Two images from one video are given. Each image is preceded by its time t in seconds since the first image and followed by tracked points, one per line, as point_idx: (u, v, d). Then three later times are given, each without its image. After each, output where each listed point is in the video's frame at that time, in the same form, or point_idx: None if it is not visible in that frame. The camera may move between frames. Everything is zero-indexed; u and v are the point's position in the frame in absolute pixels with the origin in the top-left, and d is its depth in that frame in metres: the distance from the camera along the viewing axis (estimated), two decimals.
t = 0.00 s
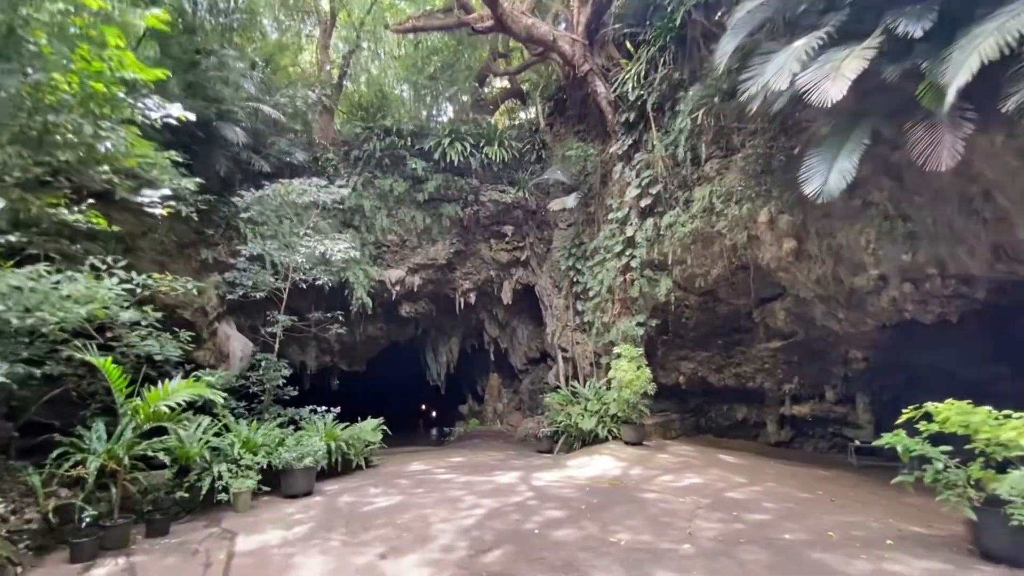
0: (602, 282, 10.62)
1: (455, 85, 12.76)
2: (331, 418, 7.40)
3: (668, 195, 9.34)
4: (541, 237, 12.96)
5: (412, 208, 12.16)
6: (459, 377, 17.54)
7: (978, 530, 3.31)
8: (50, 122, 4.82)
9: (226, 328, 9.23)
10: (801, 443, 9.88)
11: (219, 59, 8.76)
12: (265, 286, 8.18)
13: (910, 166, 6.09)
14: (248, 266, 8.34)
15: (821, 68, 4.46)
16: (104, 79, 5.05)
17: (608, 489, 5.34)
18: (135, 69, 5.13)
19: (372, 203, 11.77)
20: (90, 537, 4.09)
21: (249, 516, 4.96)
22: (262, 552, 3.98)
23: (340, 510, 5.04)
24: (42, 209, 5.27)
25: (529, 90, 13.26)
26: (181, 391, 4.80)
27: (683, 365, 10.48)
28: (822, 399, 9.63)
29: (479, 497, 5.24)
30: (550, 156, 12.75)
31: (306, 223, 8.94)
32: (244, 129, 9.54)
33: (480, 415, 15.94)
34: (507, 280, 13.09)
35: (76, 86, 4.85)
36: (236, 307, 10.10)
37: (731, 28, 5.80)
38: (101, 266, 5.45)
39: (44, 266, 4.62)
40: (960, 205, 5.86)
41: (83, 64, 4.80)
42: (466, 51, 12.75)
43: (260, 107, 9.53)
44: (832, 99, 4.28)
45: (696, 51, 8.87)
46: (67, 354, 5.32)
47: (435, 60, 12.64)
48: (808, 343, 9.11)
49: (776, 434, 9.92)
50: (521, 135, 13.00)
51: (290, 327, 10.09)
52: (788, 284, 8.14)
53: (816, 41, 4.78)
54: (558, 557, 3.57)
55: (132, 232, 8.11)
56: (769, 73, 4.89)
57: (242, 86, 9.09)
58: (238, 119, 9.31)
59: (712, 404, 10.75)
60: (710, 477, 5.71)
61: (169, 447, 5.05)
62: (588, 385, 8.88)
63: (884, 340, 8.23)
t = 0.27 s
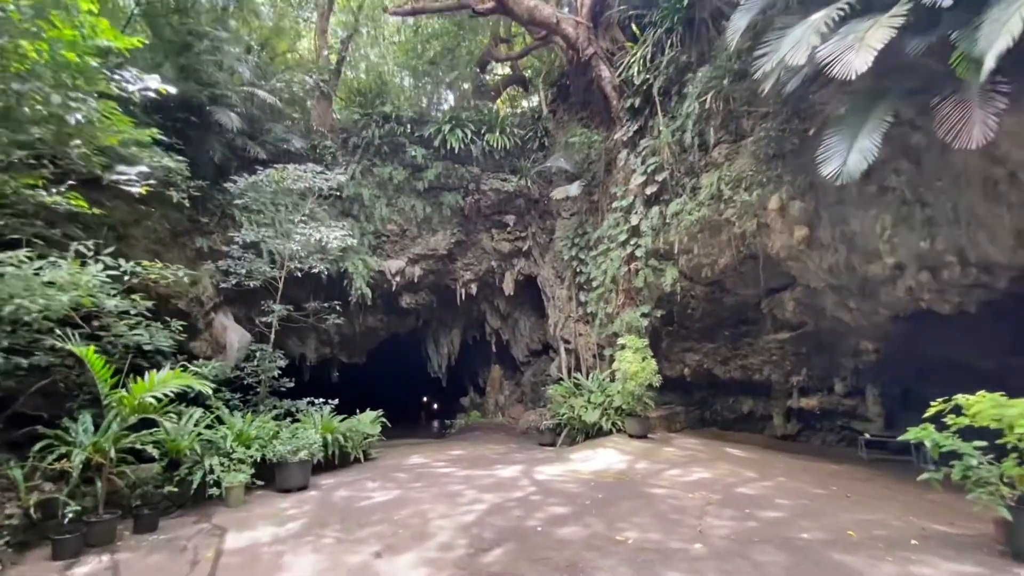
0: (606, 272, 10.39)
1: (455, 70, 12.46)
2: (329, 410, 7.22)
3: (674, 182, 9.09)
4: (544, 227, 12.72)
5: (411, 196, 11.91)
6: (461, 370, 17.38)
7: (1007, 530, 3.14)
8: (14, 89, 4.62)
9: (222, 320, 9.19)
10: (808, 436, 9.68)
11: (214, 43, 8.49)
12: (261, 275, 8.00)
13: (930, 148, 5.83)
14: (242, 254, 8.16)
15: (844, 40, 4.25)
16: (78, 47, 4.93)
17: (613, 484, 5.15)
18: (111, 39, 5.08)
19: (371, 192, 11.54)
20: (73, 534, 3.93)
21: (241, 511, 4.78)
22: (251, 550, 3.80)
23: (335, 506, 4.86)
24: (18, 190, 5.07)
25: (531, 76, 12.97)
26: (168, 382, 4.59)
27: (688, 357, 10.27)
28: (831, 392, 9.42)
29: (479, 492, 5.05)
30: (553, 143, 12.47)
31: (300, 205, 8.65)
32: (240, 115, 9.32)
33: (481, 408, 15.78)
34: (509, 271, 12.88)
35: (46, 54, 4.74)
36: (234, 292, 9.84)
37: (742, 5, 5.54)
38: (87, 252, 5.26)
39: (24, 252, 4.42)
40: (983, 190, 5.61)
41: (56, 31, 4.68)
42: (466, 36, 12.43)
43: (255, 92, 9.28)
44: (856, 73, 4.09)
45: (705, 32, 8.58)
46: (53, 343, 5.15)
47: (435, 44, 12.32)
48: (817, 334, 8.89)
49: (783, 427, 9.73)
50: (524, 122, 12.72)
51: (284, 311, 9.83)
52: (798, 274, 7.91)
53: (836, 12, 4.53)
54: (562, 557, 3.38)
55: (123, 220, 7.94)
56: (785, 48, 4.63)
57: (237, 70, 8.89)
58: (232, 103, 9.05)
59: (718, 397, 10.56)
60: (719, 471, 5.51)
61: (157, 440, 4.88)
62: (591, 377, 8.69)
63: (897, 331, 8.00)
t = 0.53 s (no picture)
0: (610, 261, 10.14)
1: (456, 54, 12.04)
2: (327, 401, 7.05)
3: (682, 168, 8.83)
4: (547, 216, 12.46)
5: (411, 184, 11.66)
6: (462, 361, 17.21)
7: None
8: None
9: (219, 310, 9.10)
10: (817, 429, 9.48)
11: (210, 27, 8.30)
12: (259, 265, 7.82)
13: (952, 128, 5.57)
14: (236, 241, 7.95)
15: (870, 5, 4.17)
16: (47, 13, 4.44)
17: (620, 478, 4.95)
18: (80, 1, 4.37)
19: (370, 179, 11.31)
20: (54, 529, 3.75)
21: (233, 506, 4.60)
22: (240, 548, 3.61)
23: (331, 500, 4.67)
24: None
25: (534, 61, 12.66)
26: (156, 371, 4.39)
27: (694, 349, 10.06)
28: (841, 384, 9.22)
29: (480, 486, 4.86)
30: (556, 130, 12.18)
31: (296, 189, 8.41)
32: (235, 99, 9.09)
33: (483, 400, 15.62)
34: (511, 261, 12.65)
35: (12, 18, 4.22)
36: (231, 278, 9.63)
37: None
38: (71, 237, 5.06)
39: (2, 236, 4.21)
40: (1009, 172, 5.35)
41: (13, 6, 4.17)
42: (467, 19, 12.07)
43: (250, 75, 9.02)
44: (884, 38, 4.02)
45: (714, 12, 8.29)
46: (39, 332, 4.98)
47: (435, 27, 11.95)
48: (828, 324, 8.66)
49: (790, 420, 9.53)
50: (526, 109, 12.42)
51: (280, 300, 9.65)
52: (809, 263, 7.66)
53: None
54: (568, 557, 3.18)
55: (117, 207, 7.79)
56: (806, 16, 4.49)
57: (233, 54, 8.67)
58: (226, 86, 8.79)
59: (724, 389, 10.35)
60: (729, 465, 5.31)
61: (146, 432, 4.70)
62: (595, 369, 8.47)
63: (912, 321, 7.76)
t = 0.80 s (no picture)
0: (615, 252, 9.90)
1: (457, 39, 11.67)
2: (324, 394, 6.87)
3: (690, 154, 8.59)
4: (550, 205, 12.21)
5: (412, 173, 11.42)
6: (464, 354, 17.03)
7: None
8: None
9: (217, 301, 8.94)
10: (827, 424, 9.26)
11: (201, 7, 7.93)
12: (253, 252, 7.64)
13: (977, 109, 5.31)
14: (231, 228, 7.76)
15: None
16: None
17: (627, 474, 4.76)
18: None
19: (370, 168, 11.09)
20: (34, 527, 3.59)
21: (224, 502, 4.42)
22: (227, 547, 3.43)
23: (326, 496, 4.49)
24: None
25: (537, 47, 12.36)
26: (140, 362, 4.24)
27: (701, 341, 9.84)
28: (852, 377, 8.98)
29: (481, 482, 4.67)
30: (560, 117, 11.89)
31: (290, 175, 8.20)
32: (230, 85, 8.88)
33: (485, 393, 15.44)
34: (513, 252, 12.43)
35: None
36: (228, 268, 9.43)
37: None
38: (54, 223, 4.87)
39: None
40: None
41: None
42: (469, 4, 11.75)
43: (245, 59, 8.78)
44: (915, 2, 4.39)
45: None
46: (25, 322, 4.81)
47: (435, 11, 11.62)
48: (840, 316, 8.42)
49: (800, 414, 9.32)
50: (529, 96, 12.14)
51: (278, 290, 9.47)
52: (822, 252, 7.41)
53: None
54: (573, 559, 2.98)
55: (110, 195, 7.61)
56: None
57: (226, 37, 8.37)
58: (220, 70, 8.55)
59: (731, 382, 10.13)
60: (740, 460, 5.10)
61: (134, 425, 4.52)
62: (600, 361, 8.26)
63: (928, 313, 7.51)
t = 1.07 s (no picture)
0: (620, 242, 9.65)
1: (457, 23, 11.35)
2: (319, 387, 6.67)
3: (697, 140, 8.34)
4: (553, 195, 11.95)
5: (412, 162, 11.18)
6: (466, 347, 16.86)
7: None
8: None
9: (212, 292, 8.77)
10: (837, 418, 9.03)
11: None
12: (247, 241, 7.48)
13: (1004, 87, 5.01)
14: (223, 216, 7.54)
15: None
16: None
17: (633, 471, 4.54)
18: None
19: (369, 156, 10.87)
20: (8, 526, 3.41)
21: (211, 499, 4.23)
22: (210, 549, 3.23)
23: (318, 494, 4.29)
24: None
25: (541, 32, 12.05)
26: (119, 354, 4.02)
27: (707, 334, 9.60)
28: (863, 371, 8.74)
29: (480, 478, 4.46)
30: (564, 105, 11.60)
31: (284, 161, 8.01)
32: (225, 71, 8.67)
33: (487, 386, 15.26)
34: (515, 243, 12.20)
35: None
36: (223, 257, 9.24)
37: None
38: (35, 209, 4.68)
39: None
40: None
41: None
42: None
43: (238, 42, 8.52)
44: None
45: None
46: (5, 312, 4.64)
47: None
48: (852, 307, 8.17)
49: (809, 409, 9.09)
50: (532, 83, 11.87)
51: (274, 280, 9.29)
52: (836, 241, 7.14)
53: None
54: (577, 564, 2.77)
55: (100, 182, 7.41)
56: None
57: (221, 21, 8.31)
58: (212, 54, 8.28)
59: (738, 376, 9.90)
60: (752, 457, 4.88)
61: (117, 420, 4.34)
62: (604, 354, 8.04)
63: (946, 304, 7.24)
